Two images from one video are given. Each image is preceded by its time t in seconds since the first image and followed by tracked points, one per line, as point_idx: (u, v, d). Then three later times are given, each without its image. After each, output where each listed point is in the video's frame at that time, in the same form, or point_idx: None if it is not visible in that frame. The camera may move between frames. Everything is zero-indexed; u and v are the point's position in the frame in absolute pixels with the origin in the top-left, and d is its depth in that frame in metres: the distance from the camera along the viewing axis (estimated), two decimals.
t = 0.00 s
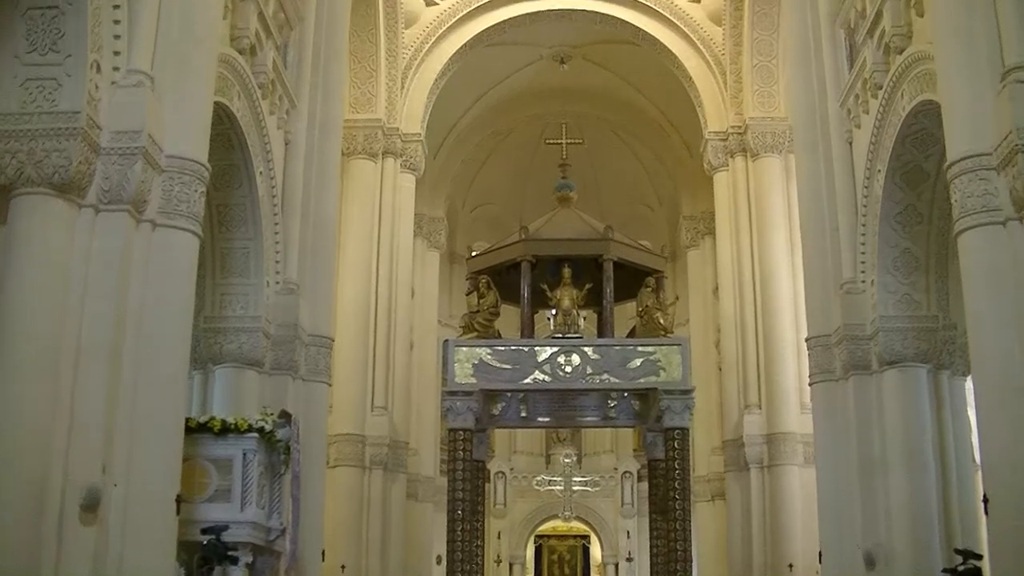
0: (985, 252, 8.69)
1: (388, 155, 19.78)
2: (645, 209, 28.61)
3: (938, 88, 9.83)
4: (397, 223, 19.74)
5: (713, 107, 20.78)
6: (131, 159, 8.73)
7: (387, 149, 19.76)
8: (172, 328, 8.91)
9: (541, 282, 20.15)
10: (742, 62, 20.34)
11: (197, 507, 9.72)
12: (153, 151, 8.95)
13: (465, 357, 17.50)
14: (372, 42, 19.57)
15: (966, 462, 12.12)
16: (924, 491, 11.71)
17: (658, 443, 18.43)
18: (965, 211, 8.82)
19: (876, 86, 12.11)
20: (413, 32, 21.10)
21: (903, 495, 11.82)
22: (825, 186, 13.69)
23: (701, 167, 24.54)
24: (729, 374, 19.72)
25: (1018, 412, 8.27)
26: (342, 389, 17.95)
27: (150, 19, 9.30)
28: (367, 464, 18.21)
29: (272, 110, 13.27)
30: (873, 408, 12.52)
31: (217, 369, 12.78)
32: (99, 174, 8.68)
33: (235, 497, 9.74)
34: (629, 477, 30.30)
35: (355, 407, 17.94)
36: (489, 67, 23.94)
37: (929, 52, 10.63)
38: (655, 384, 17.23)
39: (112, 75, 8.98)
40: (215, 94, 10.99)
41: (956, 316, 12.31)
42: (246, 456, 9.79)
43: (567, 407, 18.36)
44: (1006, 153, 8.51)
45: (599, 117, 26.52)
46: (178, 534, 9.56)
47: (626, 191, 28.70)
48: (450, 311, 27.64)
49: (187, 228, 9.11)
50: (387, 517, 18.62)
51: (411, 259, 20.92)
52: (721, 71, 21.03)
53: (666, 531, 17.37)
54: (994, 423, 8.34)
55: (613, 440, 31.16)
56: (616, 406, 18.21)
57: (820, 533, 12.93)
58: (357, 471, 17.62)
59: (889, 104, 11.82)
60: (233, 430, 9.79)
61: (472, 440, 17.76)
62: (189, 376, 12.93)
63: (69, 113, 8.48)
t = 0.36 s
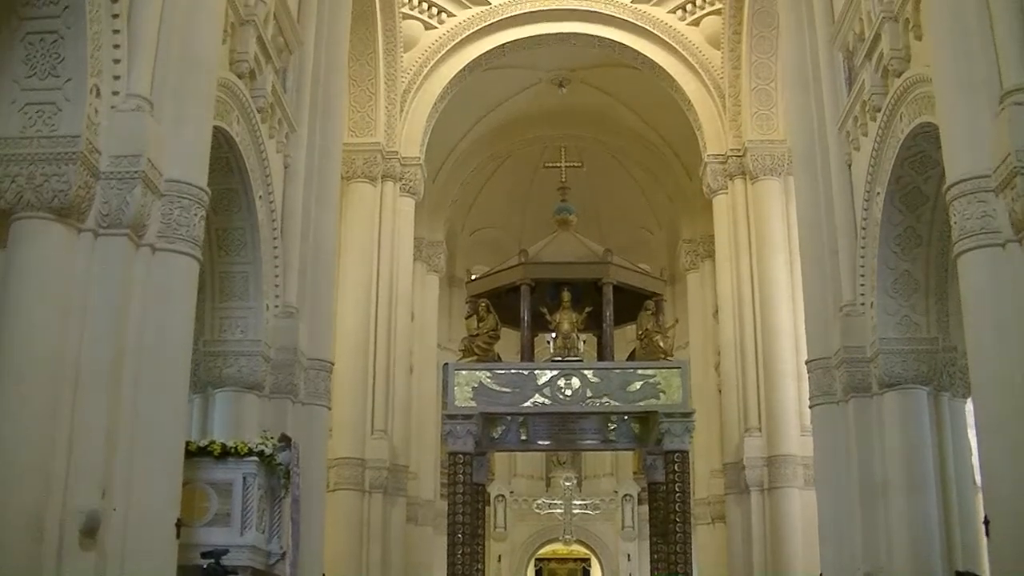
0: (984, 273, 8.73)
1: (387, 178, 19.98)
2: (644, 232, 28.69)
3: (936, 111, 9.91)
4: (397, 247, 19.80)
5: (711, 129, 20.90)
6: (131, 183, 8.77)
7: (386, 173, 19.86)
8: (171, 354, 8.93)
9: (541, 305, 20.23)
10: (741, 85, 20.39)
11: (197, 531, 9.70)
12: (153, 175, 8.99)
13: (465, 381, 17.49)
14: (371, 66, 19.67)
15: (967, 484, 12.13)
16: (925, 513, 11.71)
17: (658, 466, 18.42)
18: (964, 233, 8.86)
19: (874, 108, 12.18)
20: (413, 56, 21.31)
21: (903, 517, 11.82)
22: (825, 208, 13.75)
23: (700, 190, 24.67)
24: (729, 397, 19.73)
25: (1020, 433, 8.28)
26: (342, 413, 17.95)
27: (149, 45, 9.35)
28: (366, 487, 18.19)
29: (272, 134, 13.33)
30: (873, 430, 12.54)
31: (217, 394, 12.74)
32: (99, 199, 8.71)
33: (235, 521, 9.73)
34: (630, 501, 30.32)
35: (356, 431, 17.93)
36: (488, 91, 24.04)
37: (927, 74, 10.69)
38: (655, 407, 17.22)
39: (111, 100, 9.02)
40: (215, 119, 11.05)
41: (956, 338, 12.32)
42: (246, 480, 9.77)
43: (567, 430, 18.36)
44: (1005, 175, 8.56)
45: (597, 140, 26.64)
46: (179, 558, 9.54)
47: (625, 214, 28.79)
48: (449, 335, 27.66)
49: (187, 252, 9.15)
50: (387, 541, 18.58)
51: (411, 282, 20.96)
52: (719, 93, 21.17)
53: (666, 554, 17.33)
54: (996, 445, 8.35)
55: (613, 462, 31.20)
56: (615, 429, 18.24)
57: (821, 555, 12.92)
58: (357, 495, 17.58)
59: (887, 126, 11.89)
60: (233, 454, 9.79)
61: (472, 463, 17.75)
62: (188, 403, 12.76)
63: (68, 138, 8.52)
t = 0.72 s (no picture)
0: (981, 287, 8.75)
1: (383, 194, 19.91)
2: (641, 247, 28.73)
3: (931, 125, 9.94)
4: (394, 263, 19.83)
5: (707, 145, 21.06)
6: (127, 200, 8.77)
7: (383, 189, 19.92)
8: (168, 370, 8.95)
9: (538, 320, 20.13)
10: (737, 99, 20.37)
11: (194, 548, 9.66)
12: (150, 192, 9.00)
13: (462, 397, 17.47)
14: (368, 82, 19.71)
15: (965, 499, 12.14)
16: (923, 527, 11.70)
17: (655, 482, 18.38)
18: (961, 247, 8.88)
19: (870, 123, 12.22)
20: (409, 71, 21.41)
21: (901, 531, 11.82)
22: (821, 222, 13.78)
23: (695, 205, 24.74)
24: (727, 413, 19.71)
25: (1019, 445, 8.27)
26: (340, 429, 17.93)
27: (146, 62, 9.40)
28: (364, 503, 18.15)
29: (268, 150, 13.37)
30: (871, 444, 12.54)
31: (214, 410, 12.72)
32: (96, 215, 8.72)
33: (232, 538, 9.67)
34: (627, 516, 30.12)
35: (353, 447, 17.90)
36: (485, 106, 24.09)
37: (922, 89, 10.74)
38: (652, 422, 17.19)
39: (107, 115, 9.03)
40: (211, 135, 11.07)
41: (954, 353, 12.34)
42: (243, 497, 9.75)
43: (565, 445, 18.35)
44: (1002, 189, 8.58)
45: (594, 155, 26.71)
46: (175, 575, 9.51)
47: (624, 229, 28.84)
48: (448, 351, 27.64)
49: (184, 269, 9.15)
50: (384, 557, 18.53)
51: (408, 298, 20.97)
52: (714, 108, 21.26)
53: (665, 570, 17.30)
54: (994, 459, 8.34)
55: (610, 479, 31.15)
56: (613, 445, 18.24)
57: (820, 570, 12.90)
58: (355, 511, 17.54)
59: (883, 140, 11.93)
60: (229, 471, 9.77)
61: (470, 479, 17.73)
62: (185, 419, 12.74)
63: (65, 153, 8.52)
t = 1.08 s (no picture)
0: (979, 309, 8.77)
1: (383, 215, 20.10)
2: (640, 269, 28.76)
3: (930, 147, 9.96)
4: (393, 284, 19.87)
5: (707, 166, 21.13)
6: (126, 220, 8.77)
7: (382, 210, 19.99)
8: (168, 387, 8.92)
9: (536, 342, 20.08)
10: (736, 122, 20.37)
11: (191, 568, 9.63)
12: (148, 212, 9.01)
13: (460, 418, 17.40)
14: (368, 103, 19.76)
15: (965, 522, 12.12)
16: (923, 550, 11.65)
17: (654, 504, 18.30)
18: (960, 269, 8.93)
19: (869, 145, 12.26)
20: (409, 92, 21.49)
21: (901, 553, 11.79)
22: (820, 243, 13.75)
23: (695, 228, 24.82)
24: (726, 435, 19.69)
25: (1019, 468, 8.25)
26: (338, 450, 17.89)
27: (146, 82, 9.43)
28: (361, 524, 18.08)
29: (268, 171, 13.40)
30: (870, 466, 12.52)
31: (211, 430, 12.65)
32: (96, 234, 8.73)
33: (228, 560, 9.56)
34: (625, 539, 29.76)
35: (351, 468, 17.84)
36: (484, 128, 24.17)
37: (920, 111, 10.80)
38: (651, 444, 17.15)
39: (107, 135, 9.05)
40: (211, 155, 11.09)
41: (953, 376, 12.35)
42: (240, 518, 9.66)
43: (563, 467, 18.29)
44: (1000, 212, 8.60)
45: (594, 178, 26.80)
46: None
47: (623, 251, 28.87)
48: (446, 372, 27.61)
49: (181, 289, 9.14)
50: None
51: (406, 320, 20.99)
52: (714, 129, 21.32)
53: None
54: (994, 481, 8.32)
55: (608, 500, 31.23)
56: (612, 467, 18.21)
57: None
58: (352, 532, 17.48)
59: (882, 162, 11.96)
60: (227, 491, 9.76)
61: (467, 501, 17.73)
62: (182, 439, 12.69)
63: (64, 173, 8.54)
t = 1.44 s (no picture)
0: (978, 337, 8.80)
1: (381, 246, 20.21)
2: (637, 299, 28.83)
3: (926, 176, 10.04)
4: (392, 315, 19.97)
5: (705, 196, 21.23)
6: (125, 251, 8.82)
7: (380, 242, 20.12)
8: (167, 415, 8.91)
9: (534, 372, 20.13)
10: (733, 152, 20.50)
11: None
12: (147, 244, 9.05)
13: (459, 449, 17.46)
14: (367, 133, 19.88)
15: (965, 550, 12.12)
16: None
17: (654, 534, 18.45)
18: (958, 297, 8.95)
19: (866, 173, 12.35)
20: (407, 123, 21.64)
21: None
22: (818, 271, 13.84)
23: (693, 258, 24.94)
24: (726, 463, 19.66)
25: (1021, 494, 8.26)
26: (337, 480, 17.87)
27: (145, 113, 9.50)
28: (360, 555, 18.05)
29: (267, 203, 13.47)
30: (870, 495, 12.52)
31: (210, 461, 12.62)
32: (94, 267, 8.77)
33: None
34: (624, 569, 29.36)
35: (350, 498, 17.80)
36: (482, 159, 24.31)
37: (917, 139, 10.89)
38: (650, 474, 17.13)
39: (106, 167, 9.11)
40: (209, 186, 11.15)
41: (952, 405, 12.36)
42: (239, 549, 9.64)
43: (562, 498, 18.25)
44: (998, 240, 8.67)
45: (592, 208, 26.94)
46: None
47: (620, 281, 28.94)
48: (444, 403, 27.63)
49: (179, 320, 9.16)
50: None
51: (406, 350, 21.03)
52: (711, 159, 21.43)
53: None
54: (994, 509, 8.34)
55: (608, 529, 31.07)
56: (611, 497, 18.18)
57: None
58: (351, 563, 17.46)
59: (879, 191, 12.04)
60: (225, 523, 9.72)
61: (467, 531, 17.79)
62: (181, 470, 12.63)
63: (63, 205, 8.59)
